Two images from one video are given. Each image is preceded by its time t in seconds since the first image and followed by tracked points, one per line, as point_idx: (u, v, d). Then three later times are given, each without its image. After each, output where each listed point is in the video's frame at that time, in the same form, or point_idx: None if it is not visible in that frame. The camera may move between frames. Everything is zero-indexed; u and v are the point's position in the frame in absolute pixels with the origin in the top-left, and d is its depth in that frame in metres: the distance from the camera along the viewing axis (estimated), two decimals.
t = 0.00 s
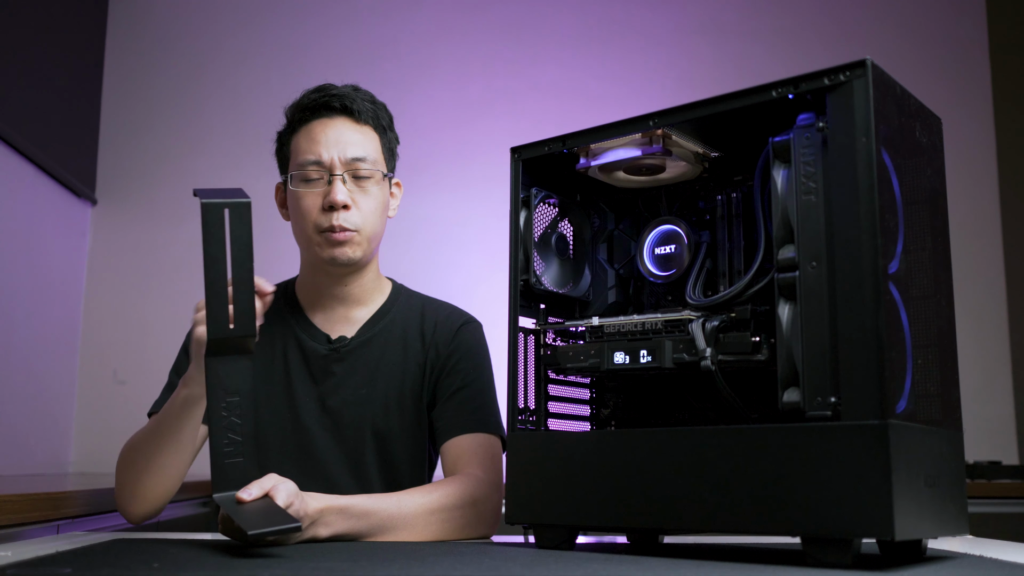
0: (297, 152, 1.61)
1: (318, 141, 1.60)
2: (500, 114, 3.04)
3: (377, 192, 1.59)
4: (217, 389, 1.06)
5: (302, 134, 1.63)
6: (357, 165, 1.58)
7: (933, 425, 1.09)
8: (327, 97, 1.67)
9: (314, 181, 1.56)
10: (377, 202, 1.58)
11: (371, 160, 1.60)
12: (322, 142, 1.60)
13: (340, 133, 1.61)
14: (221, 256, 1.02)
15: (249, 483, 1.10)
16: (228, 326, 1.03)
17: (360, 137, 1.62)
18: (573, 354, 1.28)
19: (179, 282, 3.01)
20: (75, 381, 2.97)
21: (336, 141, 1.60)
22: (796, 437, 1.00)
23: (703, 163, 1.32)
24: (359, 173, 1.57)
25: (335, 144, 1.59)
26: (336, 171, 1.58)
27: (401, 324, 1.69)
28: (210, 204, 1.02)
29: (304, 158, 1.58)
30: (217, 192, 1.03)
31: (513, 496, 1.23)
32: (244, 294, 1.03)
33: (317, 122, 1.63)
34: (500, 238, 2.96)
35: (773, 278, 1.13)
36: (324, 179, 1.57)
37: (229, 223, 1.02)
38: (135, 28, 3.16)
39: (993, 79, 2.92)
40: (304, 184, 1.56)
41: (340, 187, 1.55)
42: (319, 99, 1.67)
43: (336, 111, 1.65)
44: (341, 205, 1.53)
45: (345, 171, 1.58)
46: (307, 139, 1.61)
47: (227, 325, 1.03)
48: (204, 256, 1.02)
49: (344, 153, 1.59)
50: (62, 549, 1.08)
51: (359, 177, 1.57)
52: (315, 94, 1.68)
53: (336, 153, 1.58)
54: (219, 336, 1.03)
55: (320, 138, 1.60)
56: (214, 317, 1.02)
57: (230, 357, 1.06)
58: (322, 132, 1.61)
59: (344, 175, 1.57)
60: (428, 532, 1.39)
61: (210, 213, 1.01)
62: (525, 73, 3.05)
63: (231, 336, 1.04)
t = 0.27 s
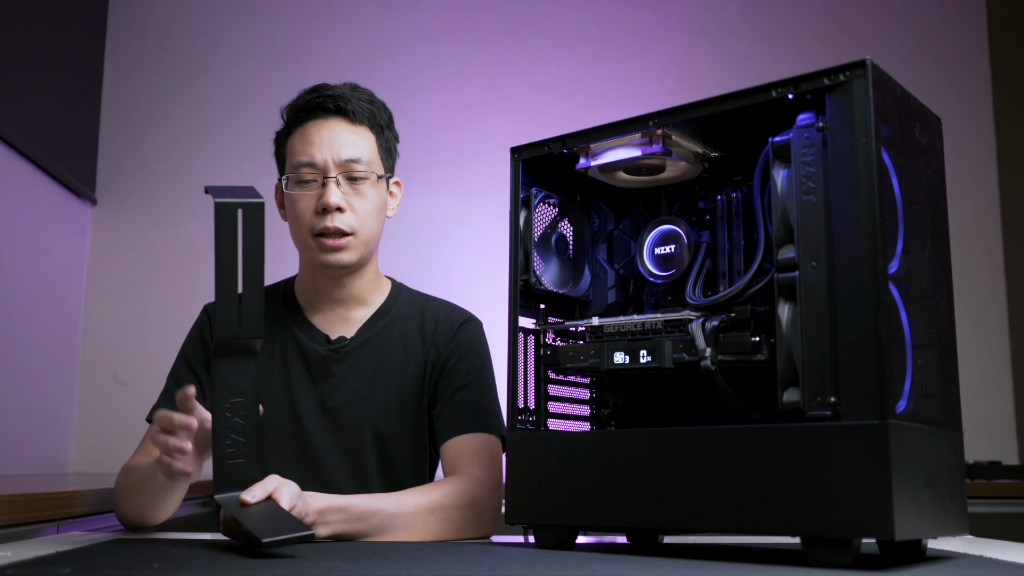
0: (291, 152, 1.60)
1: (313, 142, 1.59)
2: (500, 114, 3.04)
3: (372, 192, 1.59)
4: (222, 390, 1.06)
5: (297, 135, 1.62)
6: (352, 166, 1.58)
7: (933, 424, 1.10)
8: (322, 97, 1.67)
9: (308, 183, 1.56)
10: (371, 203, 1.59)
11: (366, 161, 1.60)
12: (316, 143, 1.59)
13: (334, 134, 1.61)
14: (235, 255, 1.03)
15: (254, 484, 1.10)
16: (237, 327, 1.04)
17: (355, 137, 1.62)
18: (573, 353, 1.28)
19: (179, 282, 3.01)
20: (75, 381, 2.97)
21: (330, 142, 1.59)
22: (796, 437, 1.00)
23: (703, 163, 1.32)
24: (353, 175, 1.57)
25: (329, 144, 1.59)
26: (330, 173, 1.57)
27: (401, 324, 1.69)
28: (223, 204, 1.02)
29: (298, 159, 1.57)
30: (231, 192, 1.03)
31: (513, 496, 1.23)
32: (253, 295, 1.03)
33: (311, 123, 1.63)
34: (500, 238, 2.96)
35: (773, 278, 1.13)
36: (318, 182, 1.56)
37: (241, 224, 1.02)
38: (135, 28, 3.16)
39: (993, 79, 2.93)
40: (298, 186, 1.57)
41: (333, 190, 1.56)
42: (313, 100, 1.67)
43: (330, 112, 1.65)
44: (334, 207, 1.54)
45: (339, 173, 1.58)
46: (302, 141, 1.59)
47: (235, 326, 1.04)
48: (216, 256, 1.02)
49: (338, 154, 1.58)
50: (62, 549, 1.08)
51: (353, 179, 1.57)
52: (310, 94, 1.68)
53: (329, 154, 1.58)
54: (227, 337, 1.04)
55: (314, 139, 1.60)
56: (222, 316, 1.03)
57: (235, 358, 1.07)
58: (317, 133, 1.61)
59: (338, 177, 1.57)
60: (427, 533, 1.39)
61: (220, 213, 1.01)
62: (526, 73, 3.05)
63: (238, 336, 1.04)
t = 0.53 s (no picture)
0: (295, 152, 1.61)
1: (316, 141, 1.59)
2: (500, 114, 3.04)
3: (376, 191, 1.59)
4: (212, 389, 1.07)
5: (300, 135, 1.62)
6: (356, 165, 1.58)
7: (933, 424, 1.09)
8: (322, 96, 1.67)
9: (313, 182, 1.56)
10: (377, 203, 1.59)
11: (369, 159, 1.60)
12: (320, 142, 1.59)
13: (337, 133, 1.61)
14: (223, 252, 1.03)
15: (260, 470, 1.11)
16: (225, 323, 1.04)
17: (358, 136, 1.62)
18: (573, 353, 1.28)
19: (179, 282, 3.01)
20: (75, 381, 2.97)
21: (334, 141, 1.60)
22: (796, 437, 1.00)
23: (703, 163, 1.32)
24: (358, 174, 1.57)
25: (333, 144, 1.59)
26: (335, 172, 1.57)
27: (403, 324, 1.69)
28: (208, 203, 1.02)
29: (302, 159, 1.58)
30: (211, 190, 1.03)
31: (513, 496, 1.23)
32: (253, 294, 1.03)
33: (313, 122, 1.63)
34: (500, 238, 2.96)
35: (773, 278, 1.13)
36: (323, 181, 1.57)
37: (224, 221, 1.03)
38: (135, 28, 3.16)
39: (993, 79, 2.93)
40: (303, 186, 1.57)
41: (339, 189, 1.56)
42: (313, 99, 1.67)
43: (332, 111, 1.65)
44: (341, 207, 1.53)
45: (344, 172, 1.58)
46: (304, 141, 1.60)
47: (224, 322, 1.04)
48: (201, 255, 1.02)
49: (342, 153, 1.58)
50: (62, 549, 1.08)
51: (358, 177, 1.58)
52: (310, 93, 1.68)
53: (333, 153, 1.58)
54: (218, 335, 1.04)
55: (318, 139, 1.60)
56: (211, 313, 1.03)
57: (222, 355, 1.07)
58: (320, 133, 1.61)
59: (343, 176, 1.57)
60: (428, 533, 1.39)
61: (205, 211, 1.02)
62: (525, 73, 3.05)
63: (227, 334, 1.05)
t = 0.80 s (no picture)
0: (309, 152, 1.61)
1: (330, 142, 1.60)
2: (499, 114, 3.04)
3: (389, 193, 1.60)
4: (190, 339, 1.03)
5: (313, 136, 1.63)
6: (371, 166, 1.59)
7: (933, 424, 1.10)
8: (335, 96, 1.67)
9: (329, 183, 1.57)
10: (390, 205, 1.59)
11: (383, 161, 1.61)
12: (334, 143, 1.60)
13: (351, 134, 1.62)
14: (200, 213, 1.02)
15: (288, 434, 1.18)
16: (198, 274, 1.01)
17: (371, 137, 1.63)
18: (572, 353, 1.28)
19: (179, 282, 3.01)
20: (75, 381, 2.97)
21: (348, 143, 1.60)
22: (796, 437, 1.00)
23: (703, 163, 1.32)
24: (373, 175, 1.58)
25: (348, 145, 1.60)
26: (350, 173, 1.58)
27: (403, 324, 1.69)
28: (176, 162, 1.02)
29: (319, 160, 1.59)
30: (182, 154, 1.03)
31: (512, 496, 1.23)
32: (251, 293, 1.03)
33: (327, 123, 1.63)
34: (500, 238, 2.96)
35: (773, 278, 1.13)
36: (338, 182, 1.57)
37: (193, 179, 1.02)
38: (135, 28, 3.16)
39: (993, 80, 2.93)
40: (318, 186, 1.57)
41: (355, 190, 1.55)
42: (327, 99, 1.66)
43: (346, 111, 1.65)
44: (358, 207, 1.53)
45: (359, 173, 1.58)
46: (318, 140, 1.61)
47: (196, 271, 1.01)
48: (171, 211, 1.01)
49: (358, 155, 1.59)
50: (62, 549, 1.08)
51: (373, 179, 1.58)
52: (323, 93, 1.67)
53: (349, 155, 1.59)
54: (191, 283, 1.01)
55: (332, 139, 1.61)
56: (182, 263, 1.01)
57: (199, 306, 1.04)
58: (333, 134, 1.61)
59: (359, 177, 1.58)
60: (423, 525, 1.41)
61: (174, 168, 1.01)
62: (525, 73, 3.05)
63: (200, 284, 1.01)
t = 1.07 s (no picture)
0: (307, 151, 1.61)
1: (328, 141, 1.60)
2: (500, 114, 3.04)
3: (387, 192, 1.60)
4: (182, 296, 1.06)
5: (311, 134, 1.62)
6: (369, 165, 1.59)
7: (933, 424, 1.10)
8: (332, 94, 1.67)
9: (327, 182, 1.57)
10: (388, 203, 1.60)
11: (381, 160, 1.61)
12: (332, 142, 1.60)
13: (349, 132, 1.62)
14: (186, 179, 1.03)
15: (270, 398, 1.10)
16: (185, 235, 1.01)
17: (369, 135, 1.63)
18: (573, 354, 1.28)
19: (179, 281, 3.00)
20: (75, 381, 2.97)
21: (346, 141, 1.60)
22: (796, 437, 1.00)
23: (703, 163, 1.32)
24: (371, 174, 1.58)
25: (345, 144, 1.60)
26: (348, 172, 1.58)
27: (403, 322, 1.69)
28: (157, 135, 1.03)
29: (316, 159, 1.59)
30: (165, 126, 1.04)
31: (513, 496, 1.23)
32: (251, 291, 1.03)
33: (324, 122, 1.63)
34: (500, 238, 2.96)
35: (773, 278, 1.13)
36: (337, 181, 1.57)
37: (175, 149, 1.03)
38: (135, 28, 3.16)
39: (993, 80, 2.93)
40: (316, 186, 1.57)
41: (353, 189, 1.56)
42: (324, 98, 1.66)
43: (343, 110, 1.65)
44: (356, 206, 1.53)
45: (357, 172, 1.59)
46: (316, 139, 1.61)
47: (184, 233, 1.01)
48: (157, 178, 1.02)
49: (356, 154, 1.59)
50: (62, 549, 1.08)
51: (371, 178, 1.58)
52: (321, 91, 1.67)
53: (347, 153, 1.59)
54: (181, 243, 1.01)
55: (330, 138, 1.61)
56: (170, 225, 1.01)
57: (192, 266, 1.04)
58: (331, 132, 1.61)
59: (358, 176, 1.58)
60: (412, 507, 1.43)
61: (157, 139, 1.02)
62: (525, 73, 3.05)
63: (191, 245, 1.01)
